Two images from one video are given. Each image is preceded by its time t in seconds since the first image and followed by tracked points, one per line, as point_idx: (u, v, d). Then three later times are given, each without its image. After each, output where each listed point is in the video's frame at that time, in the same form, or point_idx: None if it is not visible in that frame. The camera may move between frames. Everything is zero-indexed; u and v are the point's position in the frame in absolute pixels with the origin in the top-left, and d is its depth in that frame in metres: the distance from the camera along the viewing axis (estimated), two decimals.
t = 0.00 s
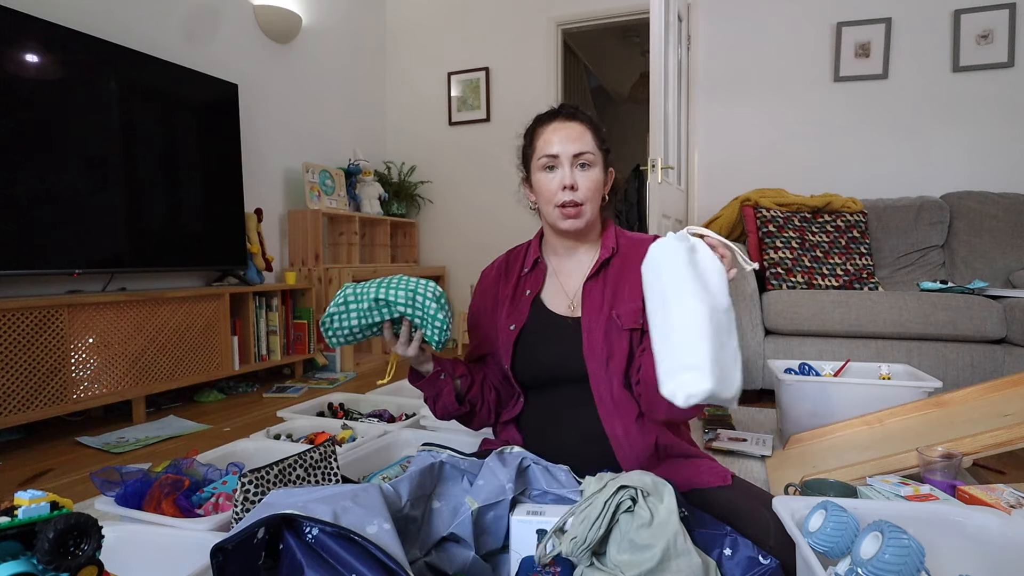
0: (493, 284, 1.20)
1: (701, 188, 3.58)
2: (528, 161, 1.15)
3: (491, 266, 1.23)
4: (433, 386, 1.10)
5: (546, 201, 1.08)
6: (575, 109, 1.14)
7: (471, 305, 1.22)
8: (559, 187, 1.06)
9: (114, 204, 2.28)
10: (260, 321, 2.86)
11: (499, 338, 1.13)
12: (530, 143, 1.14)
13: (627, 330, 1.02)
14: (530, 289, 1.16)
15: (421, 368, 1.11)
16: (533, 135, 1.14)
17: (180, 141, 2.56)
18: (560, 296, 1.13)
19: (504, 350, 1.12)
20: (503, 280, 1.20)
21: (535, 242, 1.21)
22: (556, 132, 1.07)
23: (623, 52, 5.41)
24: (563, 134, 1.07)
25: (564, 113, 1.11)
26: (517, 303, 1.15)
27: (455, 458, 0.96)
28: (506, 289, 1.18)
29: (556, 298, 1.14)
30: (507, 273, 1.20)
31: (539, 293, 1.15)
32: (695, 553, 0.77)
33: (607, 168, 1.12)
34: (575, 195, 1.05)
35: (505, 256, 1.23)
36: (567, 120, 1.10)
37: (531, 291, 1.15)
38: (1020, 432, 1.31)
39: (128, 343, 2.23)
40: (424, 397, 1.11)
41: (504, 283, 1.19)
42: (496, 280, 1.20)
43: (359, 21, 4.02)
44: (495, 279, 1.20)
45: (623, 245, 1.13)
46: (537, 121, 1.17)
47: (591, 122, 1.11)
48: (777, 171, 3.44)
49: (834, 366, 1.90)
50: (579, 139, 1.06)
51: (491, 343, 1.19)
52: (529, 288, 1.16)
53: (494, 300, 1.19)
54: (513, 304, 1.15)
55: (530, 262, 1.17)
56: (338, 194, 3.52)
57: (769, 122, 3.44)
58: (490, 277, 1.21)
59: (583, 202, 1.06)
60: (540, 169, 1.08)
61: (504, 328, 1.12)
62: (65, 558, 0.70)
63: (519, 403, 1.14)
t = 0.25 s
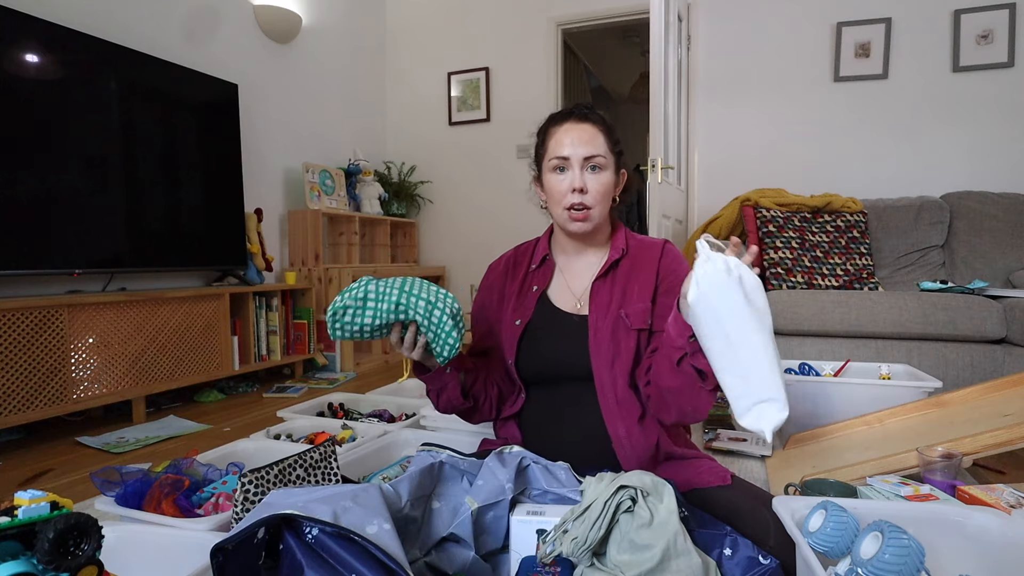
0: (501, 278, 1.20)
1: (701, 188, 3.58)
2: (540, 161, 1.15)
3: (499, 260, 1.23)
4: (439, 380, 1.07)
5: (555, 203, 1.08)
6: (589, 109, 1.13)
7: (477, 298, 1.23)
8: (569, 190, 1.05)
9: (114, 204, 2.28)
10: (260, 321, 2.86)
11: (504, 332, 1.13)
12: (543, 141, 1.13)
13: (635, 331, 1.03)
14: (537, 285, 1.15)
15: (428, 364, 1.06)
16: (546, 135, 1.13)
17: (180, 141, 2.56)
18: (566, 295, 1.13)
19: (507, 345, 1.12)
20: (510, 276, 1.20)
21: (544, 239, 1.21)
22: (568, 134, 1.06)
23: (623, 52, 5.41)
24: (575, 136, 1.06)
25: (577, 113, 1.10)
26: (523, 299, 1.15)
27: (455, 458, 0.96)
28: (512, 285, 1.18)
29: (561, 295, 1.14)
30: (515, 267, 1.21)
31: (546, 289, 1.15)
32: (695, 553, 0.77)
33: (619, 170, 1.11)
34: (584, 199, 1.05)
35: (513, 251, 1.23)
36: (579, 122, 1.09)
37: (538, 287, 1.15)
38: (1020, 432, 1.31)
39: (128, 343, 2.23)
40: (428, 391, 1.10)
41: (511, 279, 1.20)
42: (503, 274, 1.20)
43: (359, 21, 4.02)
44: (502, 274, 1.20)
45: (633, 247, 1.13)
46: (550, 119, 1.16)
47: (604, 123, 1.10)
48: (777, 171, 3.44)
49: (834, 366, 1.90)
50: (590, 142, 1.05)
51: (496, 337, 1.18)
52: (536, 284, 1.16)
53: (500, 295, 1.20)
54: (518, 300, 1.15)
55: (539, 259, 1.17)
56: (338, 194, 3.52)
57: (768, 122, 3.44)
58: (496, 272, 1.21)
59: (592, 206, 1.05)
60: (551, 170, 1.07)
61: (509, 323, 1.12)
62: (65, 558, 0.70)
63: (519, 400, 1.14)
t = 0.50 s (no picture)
0: (506, 278, 1.19)
1: (701, 188, 3.58)
2: (550, 159, 1.14)
3: (505, 258, 1.22)
4: (446, 376, 1.07)
5: (564, 202, 1.08)
6: (601, 109, 1.12)
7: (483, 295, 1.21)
8: (578, 190, 1.05)
9: (114, 204, 2.28)
10: (260, 321, 2.86)
11: (511, 332, 1.13)
12: (554, 140, 1.13)
13: (644, 334, 1.03)
14: (544, 285, 1.15)
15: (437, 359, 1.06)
16: (557, 133, 1.13)
17: (180, 141, 2.56)
18: (573, 296, 1.13)
19: (515, 345, 1.12)
20: (516, 277, 1.19)
21: (551, 238, 1.21)
22: (580, 133, 1.06)
23: (623, 52, 5.41)
24: (587, 136, 1.06)
25: (590, 113, 1.10)
26: (530, 299, 1.14)
27: (455, 458, 0.96)
28: (519, 286, 1.17)
29: (568, 296, 1.14)
30: (521, 267, 1.19)
31: (553, 289, 1.15)
32: (695, 553, 0.77)
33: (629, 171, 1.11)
34: (593, 199, 1.05)
35: (520, 249, 1.22)
36: (591, 121, 1.09)
37: (545, 288, 1.14)
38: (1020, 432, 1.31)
39: (128, 343, 2.23)
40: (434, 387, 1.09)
41: (517, 279, 1.18)
42: (510, 273, 1.19)
43: (359, 21, 4.03)
44: (508, 273, 1.19)
45: (642, 249, 1.13)
46: (562, 118, 1.16)
47: (615, 124, 1.10)
48: (777, 171, 3.43)
49: (835, 366, 1.90)
50: (602, 142, 1.05)
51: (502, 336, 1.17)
52: (543, 284, 1.15)
53: (506, 296, 1.18)
54: (524, 300, 1.15)
55: (546, 258, 1.17)
56: (338, 194, 3.52)
57: (768, 122, 3.44)
58: (502, 271, 1.19)
59: (600, 206, 1.05)
60: (561, 169, 1.07)
61: (515, 322, 1.12)
62: (65, 558, 0.70)
63: (523, 399, 1.14)
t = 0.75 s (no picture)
0: (508, 277, 1.18)
1: (701, 188, 3.58)
2: (552, 158, 1.14)
3: (506, 258, 1.21)
4: (453, 375, 1.07)
5: (567, 203, 1.08)
6: (604, 109, 1.12)
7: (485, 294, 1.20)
8: (580, 191, 1.05)
9: (114, 204, 2.28)
10: (260, 321, 2.86)
11: (513, 333, 1.13)
12: (556, 140, 1.13)
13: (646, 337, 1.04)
14: (545, 285, 1.15)
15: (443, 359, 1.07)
16: (559, 133, 1.13)
17: (180, 141, 2.56)
18: (575, 297, 1.13)
19: (518, 346, 1.12)
20: (518, 276, 1.18)
21: (552, 238, 1.20)
22: (583, 133, 1.06)
23: (623, 52, 5.41)
24: (589, 136, 1.06)
25: (592, 113, 1.10)
26: (531, 300, 1.14)
27: (455, 458, 0.96)
28: (521, 286, 1.17)
29: (569, 297, 1.13)
30: (523, 267, 1.19)
31: (554, 290, 1.15)
32: (695, 552, 0.77)
33: (632, 171, 1.11)
34: (596, 200, 1.05)
35: (521, 248, 1.21)
36: (594, 121, 1.09)
37: (547, 289, 1.14)
38: (1020, 432, 1.31)
39: (128, 343, 2.23)
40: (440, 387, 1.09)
41: (519, 279, 1.18)
42: (511, 273, 1.18)
43: (359, 21, 4.03)
44: (510, 273, 1.18)
45: (644, 250, 1.13)
46: (565, 116, 1.15)
47: (618, 124, 1.10)
48: (777, 171, 3.44)
49: (834, 366, 1.90)
50: (604, 143, 1.05)
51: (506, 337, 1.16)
52: (544, 285, 1.15)
53: (507, 295, 1.18)
54: (526, 300, 1.14)
55: (547, 258, 1.16)
56: (338, 194, 3.52)
57: (768, 123, 3.44)
58: (504, 272, 1.19)
59: (603, 207, 1.05)
60: (563, 170, 1.07)
61: (518, 322, 1.12)
62: (65, 558, 0.70)
63: (526, 401, 1.14)
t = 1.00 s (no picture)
0: (502, 281, 1.19)
1: (701, 188, 3.58)
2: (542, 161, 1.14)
3: (500, 260, 1.22)
4: (450, 381, 1.08)
5: (558, 208, 1.08)
6: (593, 109, 1.11)
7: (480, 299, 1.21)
8: (571, 197, 1.05)
9: (114, 204, 2.28)
10: (260, 321, 2.86)
11: (508, 338, 1.14)
12: (545, 143, 1.12)
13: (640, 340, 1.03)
14: (540, 289, 1.15)
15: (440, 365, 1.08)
16: (548, 136, 1.12)
17: (180, 141, 2.56)
18: (571, 299, 1.13)
19: (513, 351, 1.12)
20: (512, 280, 1.19)
21: (546, 241, 1.20)
22: (571, 137, 1.05)
23: (623, 52, 5.41)
24: (578, 140, 1.05)
25: (580, 115, 1.09)
26: (526, 303, 1.15)
27: (455, 459, 0.96)
28: (516, 290, 1.17)
29: (565, 300, 1.14)
30: (517, 270, 1.20)
31: (549, 293, 1.15)
32: (695, 553, 0.77)
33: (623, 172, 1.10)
34: (587, 205, 1.05)
35: (515, 252, 1.22)
36: (582, 124, 1.08)
37: (542, 292, 1.14)
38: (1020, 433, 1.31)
39: (128, 343, 2.23)
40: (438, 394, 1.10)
41: (513, 283, 1.19)
42: (506, 277, 1.19)
43: (359, 21, 4.03)
44: (505, 276, 1.19)
45: (639, 252, 1.13)
46: (554, 118, 1.14)
47: (607, 124, 1.09)
48: (777, 171, 3.43)
49: (834, 366, 1.90)
50: (593, 147, 1.04)
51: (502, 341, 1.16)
52: (539, 289, 1.15)
53: (502, 298, 1.18)
54: (521, 304, 1.15)
55: (541, 262, 1.17)
56: (338, 194, 3.52)
57: (768, 123, 3.44)
58: (498, 276, 1.20)
59: (594, 212, 1.05)
60: (552, 176, 1.06)
61: (512, 330, 1.13)
62: (65, 558, 0.70)
63: (523, 404, 1.14)
